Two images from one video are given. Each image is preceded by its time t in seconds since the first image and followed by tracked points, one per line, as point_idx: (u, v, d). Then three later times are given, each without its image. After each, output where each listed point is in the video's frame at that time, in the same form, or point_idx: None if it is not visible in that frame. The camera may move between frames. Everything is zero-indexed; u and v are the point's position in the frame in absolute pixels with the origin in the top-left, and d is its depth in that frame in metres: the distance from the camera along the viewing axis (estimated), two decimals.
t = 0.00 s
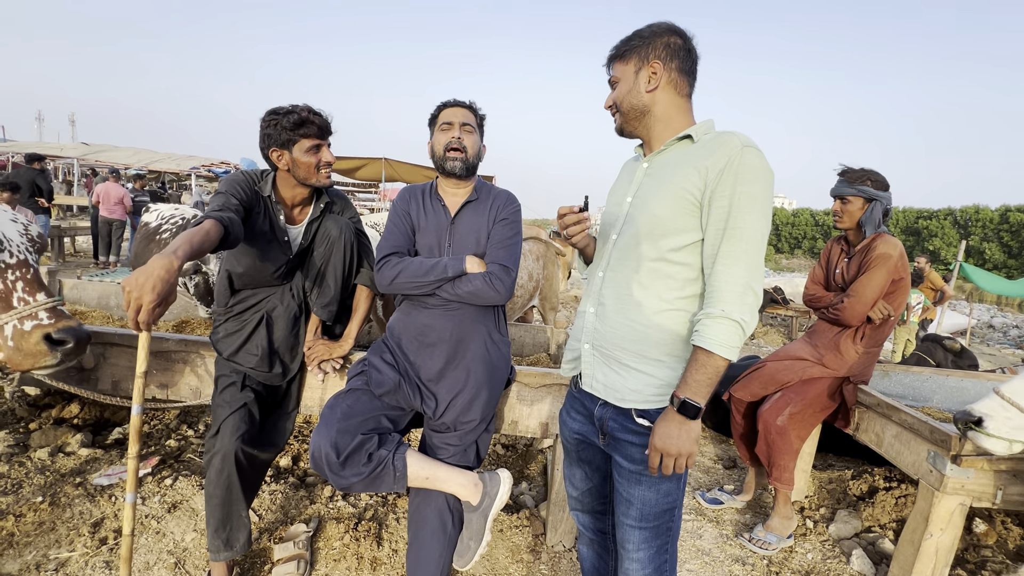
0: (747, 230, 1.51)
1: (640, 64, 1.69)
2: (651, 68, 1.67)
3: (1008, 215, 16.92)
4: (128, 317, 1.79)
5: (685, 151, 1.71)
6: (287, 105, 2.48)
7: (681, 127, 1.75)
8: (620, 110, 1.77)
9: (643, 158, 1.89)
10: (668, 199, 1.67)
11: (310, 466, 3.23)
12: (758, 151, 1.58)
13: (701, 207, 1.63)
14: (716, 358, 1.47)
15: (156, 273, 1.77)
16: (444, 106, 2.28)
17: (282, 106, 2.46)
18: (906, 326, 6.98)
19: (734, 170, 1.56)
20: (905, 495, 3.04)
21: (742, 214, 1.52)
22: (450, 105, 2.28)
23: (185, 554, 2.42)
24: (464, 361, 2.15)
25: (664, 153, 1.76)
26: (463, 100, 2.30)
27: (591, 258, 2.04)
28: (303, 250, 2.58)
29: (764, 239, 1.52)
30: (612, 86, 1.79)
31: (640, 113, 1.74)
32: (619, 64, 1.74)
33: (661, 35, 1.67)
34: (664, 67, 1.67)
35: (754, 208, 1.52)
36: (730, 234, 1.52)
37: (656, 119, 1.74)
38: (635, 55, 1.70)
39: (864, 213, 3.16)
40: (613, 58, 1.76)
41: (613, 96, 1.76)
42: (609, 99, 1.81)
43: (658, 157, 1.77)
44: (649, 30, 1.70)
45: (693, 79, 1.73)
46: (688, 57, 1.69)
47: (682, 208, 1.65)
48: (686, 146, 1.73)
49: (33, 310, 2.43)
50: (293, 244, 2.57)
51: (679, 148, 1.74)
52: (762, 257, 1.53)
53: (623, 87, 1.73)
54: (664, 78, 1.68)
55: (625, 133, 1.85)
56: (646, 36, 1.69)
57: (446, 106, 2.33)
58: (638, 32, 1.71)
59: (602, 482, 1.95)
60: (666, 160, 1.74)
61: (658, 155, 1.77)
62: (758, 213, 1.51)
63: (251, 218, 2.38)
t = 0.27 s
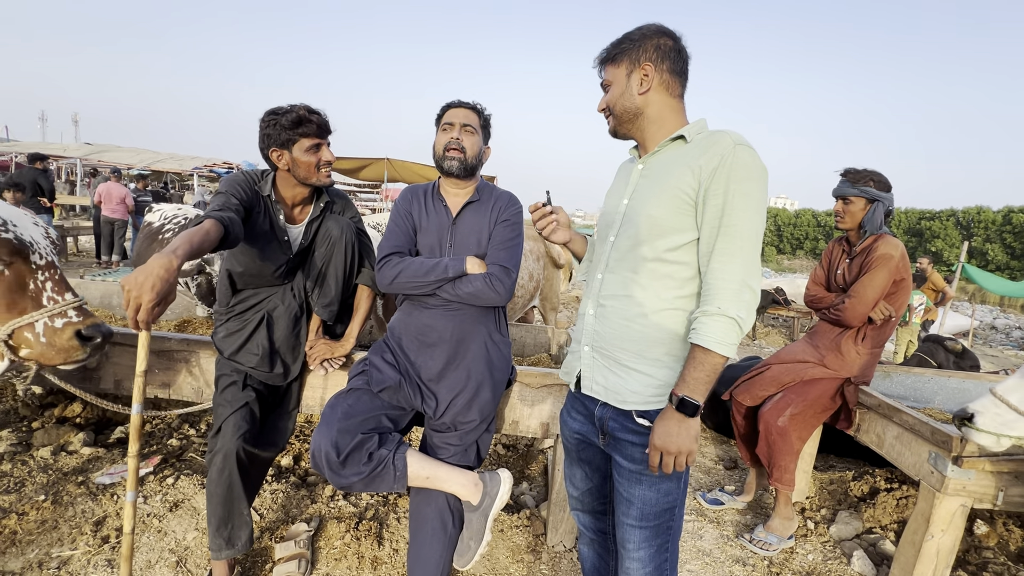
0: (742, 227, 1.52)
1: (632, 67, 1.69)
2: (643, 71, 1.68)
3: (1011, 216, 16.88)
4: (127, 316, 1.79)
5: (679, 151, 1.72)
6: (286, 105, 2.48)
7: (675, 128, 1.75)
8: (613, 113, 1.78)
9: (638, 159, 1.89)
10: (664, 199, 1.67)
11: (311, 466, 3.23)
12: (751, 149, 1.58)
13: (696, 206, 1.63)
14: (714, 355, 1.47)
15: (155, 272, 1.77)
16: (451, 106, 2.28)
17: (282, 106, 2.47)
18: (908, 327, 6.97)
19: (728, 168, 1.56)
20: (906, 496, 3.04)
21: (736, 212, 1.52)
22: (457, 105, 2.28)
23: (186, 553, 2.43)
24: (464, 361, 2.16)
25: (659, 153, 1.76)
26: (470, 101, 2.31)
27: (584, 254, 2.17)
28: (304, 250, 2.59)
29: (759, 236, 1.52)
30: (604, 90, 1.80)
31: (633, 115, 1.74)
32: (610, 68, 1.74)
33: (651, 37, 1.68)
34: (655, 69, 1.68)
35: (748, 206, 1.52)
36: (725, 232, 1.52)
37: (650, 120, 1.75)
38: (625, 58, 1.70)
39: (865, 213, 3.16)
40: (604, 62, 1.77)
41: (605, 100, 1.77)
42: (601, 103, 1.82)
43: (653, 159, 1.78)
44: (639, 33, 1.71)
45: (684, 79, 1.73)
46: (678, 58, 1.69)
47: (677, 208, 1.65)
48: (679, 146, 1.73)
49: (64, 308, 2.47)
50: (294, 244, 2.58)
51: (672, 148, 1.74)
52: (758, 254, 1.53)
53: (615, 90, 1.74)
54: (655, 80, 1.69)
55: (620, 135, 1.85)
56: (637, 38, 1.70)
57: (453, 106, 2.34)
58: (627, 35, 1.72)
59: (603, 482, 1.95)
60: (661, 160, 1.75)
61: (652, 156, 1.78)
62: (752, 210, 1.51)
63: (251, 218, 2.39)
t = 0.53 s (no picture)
0: (739, 226, 1.52)
1: (628, 69, 1.69)
2: (639, 73, 1.68)
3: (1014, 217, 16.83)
4: (128, 315, 1.80)
5: (676, 151, 1.72)
6: (288, 105, 2.48)
7: (671, 129, 1.76)
8: (610, 115, 1.77)
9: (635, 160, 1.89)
10: (661, 199, 1.67)
11: (313, 465, 3.24)
12: (747, 148, 1.58)
13: (693, 206, 1.63)
14: (712, 353, 1.47)
15: (155, 271, 1.77)
16: (458, 108, 2.28)
17: (284, 106, 2.47)
18: (911, 328, 6.95)
19: (724, 168, 1.56)
20: (909, 498, 3.03)
21: (733, 211, 1.52)
22: (465, 106, 2.28)
23: (189, 552, 2.43)
24: (467, 361, 2.16)
25: (656, 154, 1.77)
26: (479, 103, 2.31)
27: (567, 246, 2.15)
28: (306, 250, 2.59)
29: (756, 235, 1.52)
30: (600, 93, 1.79)
31: (630, 117, 1.74)
32: (606, 70, 1.74)
33: (647, 39, 1.68)
34: (652, 71, 1.68)
35: (745, 204, 1.52)
36: (722, 231, 1.52)
37: (647, 122, 1.75)
38: (621, 60, 1.70)
39: (871, 214, 3.15)
40: (600, 64, 1.77)
41: (602, 102, 1.77)
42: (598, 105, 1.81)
43: (651, 160, 1.78)
44: (635, 35, 1.70)
45: (680, 80, 1.73)
46: (674, 59, 1.69)
47: (674, 208, 1.66)
48: (677, 147, 1.73)
49: (98, 306, 2.55)
50: (296, 244, 2.58)
51: (669, 149, 1.75)
52: (755, 252, 1.54)
53: (612, 92, 1.74)
54: (652, 82, 1.69)
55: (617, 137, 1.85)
56: (632, 41, 1.69)
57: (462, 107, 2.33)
58: (623, 37, 1.72)
59: (602, 482, 1.95)
60: (658, 161, 1.75)
61: (649, 157, 1.78)
62: (749, 209, 1.52)
63: (254, 218, 2.39)
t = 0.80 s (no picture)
0: (736, 226, 1.52)
1: (625, 71, 1.68)
2: (636, 75, 1.67)
3: (1018, 218, 16.77)
4: (135, 315, 1.79)
5: (673, 153, 1.72)
6: (290, 105, 2.47)
7: (668, 131, 1.75)
8: (607, 117, 1.77)
9: (632, 161, 1.89)
10: (658, 200, 1.68)
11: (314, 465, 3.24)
12: (743, 150, 1.60)
13: (690, 207, 1.63)
14: (709, 352, 1.47)
15: (161, 271, 1.77)
16: (463, 108, 2.27)
17: (286, 105, 2.46)
18: (914, 329, 6.93)
19: (721, 169, 1.57)
20: (912, 500, 3.02)
21: (730, 211, 1.53)
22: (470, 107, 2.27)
23: (191, 551, 2.44)
24: (468, 361, 2.16)
25: (652, 156, 1.77)
26: (484, 103, 2.30)
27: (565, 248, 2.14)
28: (308, 249, 2.59)
29: (752, 236, 1.53)
30: (597, 95, 1.79)
31: (627, 119, 1.74)
32: (603, 73, 1.74)
33: (643, 42, 1.68)
34: (649, 74, 1.67)
35: (741, 205, 1.53)
36: (719, 231, 1.53)
37: (643, 124, 1.74)
38: (618, 62, 1.70)
39: (876, 214, 3.14)
40: (597, 67, 1.76)
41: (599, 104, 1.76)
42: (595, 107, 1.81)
43: (647, 161, 1.78)
44: (632, 38, 1.70)
45: (677, 82, 1.74)
46: (671, 61, 1.69)
47: (671, 208, 1.66)
48: (673, 148, 1.73)
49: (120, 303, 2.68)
50: (298, 243, 2.58)
51: (666, 150, 1.75)
52: (751, 253, 1.54)
53: (609, 94, 1.73)
54: (649, 84, 1.69)
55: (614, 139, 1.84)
56: (629, 43, 1.69)
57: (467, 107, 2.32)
58: (619, 40, 1.72)
59: (598, 482, 1.94)
60: (655, 162, 1.75)
61: (645, 158, 1.78)
62: (745, 209, 1.53)
63: (256, 218, 2.40)
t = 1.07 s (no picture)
0: (735, 225, 1.52)
1: (624, 71, 1.68)
2: (636, 75, 1.67)
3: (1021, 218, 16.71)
4: (140, 316, 1.79)
5: (673, 152, 1.72)
6: (293, 105, 2.47)
7: (667, 130, 1.75)
8: (606, 117, 1.76)
9: (631, 161, 1.89)
10: (657, 199, 1.67)
11: (316, 464, 3.24)
12: (742, 149, 1.59)
13: (690, 206, 1.63)
14: (709, 351, 1.46)
15: (166, 270, 1.77)
16: (465, 107, 2.26)
17: (289, 105, 2.46)
18: (917, 329, 6.91)
19: (720, 168, 1.57)
20: (915, 501, 3.01)
21: (729, 210, 1.52)
22: (472, 106, 2.27)
23: (193, 550, 2.44)
24: (470, 360, 2.15)
25: (652, 156, 1.77)
26: (486, 102, 2.30)
27: (562, 247, 2.15)
28: (311, 249, 2.59)
29: (752, 235, 1.52)
30: (596, 96, 1.78)
31: (626, 119, 1.73)
32: (602, 73, 1.73)
33: (642, 42, 1.68)
34: (648, 74, 1.67)
35: (741, 204, 1.52)
36: (718, 230, 1.53)
37: (643, 124, 1.74)
38: (617, 63, 1.69)
39: (880, 214, 3.12)
40: (596, 68, 1.76)
41: (599, 104, 1.76)
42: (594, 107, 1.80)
43: (647, 161, 1.78)
44: (631, 38, 1.70)
45: (675, 82, 1.73)
46: (669, 61, 1.69)
47: (671, 208, 1.66)
48: (673, 148, 1.73)
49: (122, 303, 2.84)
50: (301, 243, 2.58)
51: (665, 150, 1.75)
52: (751, 252, 1.53)
53: (608, 95, 1.73)
54: (648, 84, 1.68)
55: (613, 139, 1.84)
56: (628, 43, 1.69)
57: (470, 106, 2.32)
58: (618, 40, 1.71)
59: (599, 482, 1.94)
60: (655, 162, 1.75)
61: (645, 158, 1.78)
62: (745, 208, 1.52)
63: (258, 217, 2.40)
